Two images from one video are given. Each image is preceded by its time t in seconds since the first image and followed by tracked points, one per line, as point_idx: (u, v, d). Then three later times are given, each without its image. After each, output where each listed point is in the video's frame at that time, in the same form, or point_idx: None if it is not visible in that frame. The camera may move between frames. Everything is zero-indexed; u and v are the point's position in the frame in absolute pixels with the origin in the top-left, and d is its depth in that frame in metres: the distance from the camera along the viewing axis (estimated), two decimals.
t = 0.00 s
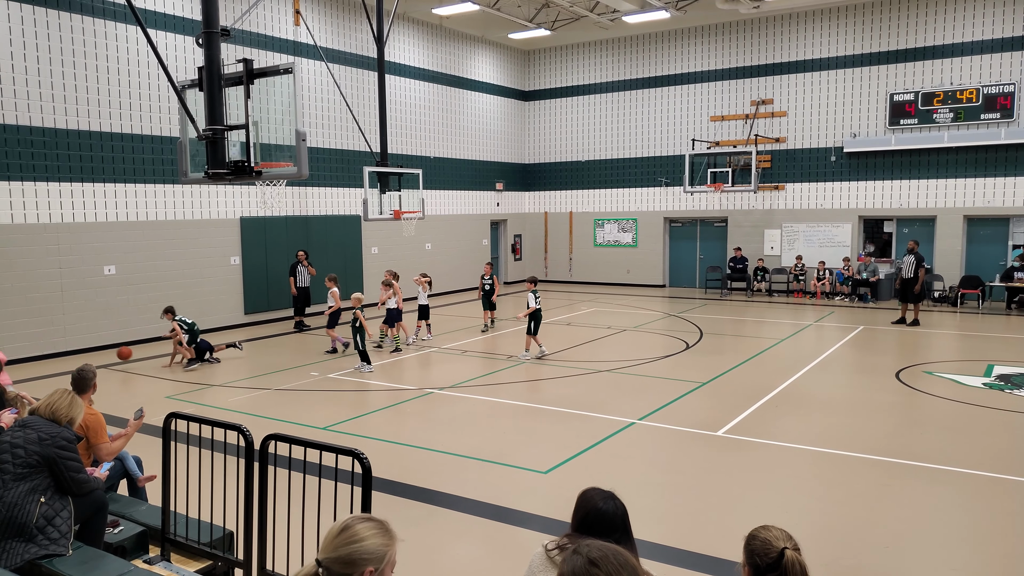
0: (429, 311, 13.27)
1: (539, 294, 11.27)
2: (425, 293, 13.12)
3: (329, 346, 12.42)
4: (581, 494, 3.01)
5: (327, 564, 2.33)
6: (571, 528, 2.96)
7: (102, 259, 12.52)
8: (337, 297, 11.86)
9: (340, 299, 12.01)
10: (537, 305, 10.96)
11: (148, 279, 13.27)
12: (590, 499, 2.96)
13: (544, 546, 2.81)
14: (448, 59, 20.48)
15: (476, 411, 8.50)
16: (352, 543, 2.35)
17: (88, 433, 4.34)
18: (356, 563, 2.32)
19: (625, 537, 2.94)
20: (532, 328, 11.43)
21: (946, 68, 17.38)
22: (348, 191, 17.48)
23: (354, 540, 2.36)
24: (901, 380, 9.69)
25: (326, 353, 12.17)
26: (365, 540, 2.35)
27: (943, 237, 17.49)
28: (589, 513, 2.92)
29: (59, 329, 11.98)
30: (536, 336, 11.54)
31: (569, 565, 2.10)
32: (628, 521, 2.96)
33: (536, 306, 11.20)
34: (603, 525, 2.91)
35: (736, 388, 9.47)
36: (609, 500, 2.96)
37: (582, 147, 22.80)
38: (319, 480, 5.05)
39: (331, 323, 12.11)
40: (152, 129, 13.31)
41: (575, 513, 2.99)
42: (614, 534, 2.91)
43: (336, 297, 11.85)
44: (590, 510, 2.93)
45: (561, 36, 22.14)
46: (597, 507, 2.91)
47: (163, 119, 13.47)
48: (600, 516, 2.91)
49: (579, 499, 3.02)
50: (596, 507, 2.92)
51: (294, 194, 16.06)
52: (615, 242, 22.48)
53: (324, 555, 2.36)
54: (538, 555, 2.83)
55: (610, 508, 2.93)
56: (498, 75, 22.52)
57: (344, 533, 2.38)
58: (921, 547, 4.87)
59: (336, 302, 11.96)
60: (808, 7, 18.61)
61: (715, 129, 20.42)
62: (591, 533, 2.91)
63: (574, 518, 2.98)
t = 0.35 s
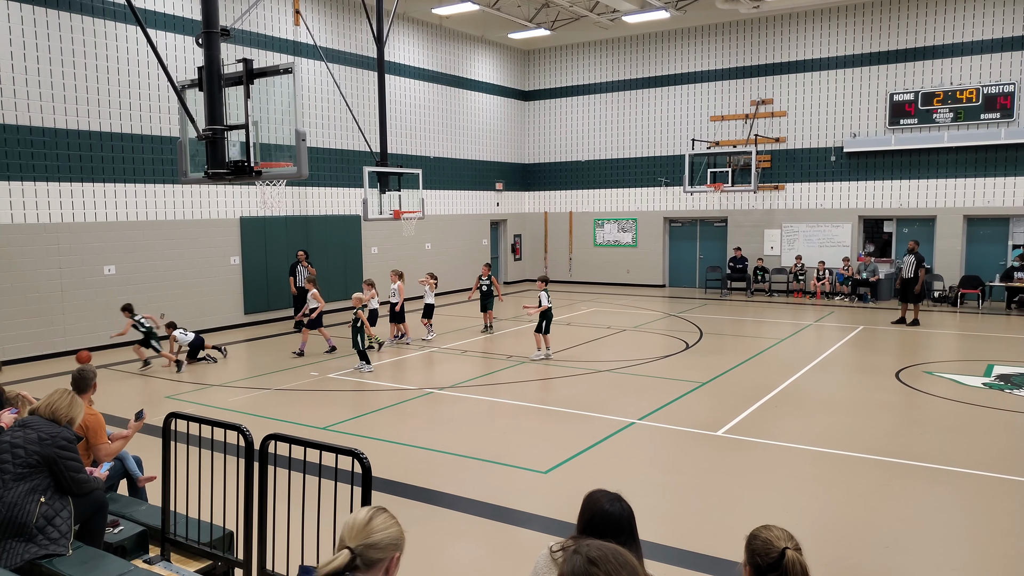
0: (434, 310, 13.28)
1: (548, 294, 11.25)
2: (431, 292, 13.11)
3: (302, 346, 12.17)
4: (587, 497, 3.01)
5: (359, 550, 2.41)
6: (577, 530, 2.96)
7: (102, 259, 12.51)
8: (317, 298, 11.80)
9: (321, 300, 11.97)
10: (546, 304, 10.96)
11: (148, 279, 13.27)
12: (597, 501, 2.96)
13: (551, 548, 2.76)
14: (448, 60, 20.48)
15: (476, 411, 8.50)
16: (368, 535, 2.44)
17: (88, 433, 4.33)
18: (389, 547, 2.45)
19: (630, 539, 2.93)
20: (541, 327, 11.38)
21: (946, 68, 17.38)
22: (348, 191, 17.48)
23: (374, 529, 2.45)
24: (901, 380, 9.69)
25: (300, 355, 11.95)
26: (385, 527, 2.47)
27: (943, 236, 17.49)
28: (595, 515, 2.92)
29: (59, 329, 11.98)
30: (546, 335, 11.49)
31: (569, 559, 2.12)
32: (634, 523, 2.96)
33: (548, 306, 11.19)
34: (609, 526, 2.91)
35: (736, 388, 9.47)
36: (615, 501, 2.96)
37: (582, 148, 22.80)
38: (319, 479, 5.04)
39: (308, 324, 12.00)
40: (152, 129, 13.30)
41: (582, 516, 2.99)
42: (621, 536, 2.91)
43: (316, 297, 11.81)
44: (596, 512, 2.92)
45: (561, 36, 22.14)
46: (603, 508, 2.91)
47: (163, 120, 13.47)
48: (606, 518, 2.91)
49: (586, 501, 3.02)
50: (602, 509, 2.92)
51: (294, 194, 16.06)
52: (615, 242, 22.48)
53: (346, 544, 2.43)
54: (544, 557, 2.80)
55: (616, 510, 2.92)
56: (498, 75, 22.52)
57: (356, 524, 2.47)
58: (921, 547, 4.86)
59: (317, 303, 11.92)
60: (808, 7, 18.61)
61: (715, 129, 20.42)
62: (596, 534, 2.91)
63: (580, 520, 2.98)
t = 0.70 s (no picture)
0: (444, 312, 13.25)
1: (558, 295, 11.20)
2: (439, 295, 13.04)
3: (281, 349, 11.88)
4: (592, 497, 3.00)
5: (363, 532, 2.59)
6: (581, 531, 2.96)
7: (102, 259, 12.51)
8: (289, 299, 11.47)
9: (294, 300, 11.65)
10: (556, 305, 10.94)
11: (148, 279, 13.26)
12: (601, 503, 2.95)
13: (553, 550, 2.75)
14: (448, 59, 20.47)
15: (476, 411, 8.50)
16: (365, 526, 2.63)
17: (87, 433, 4.33)
18: (385, 534, 2.66)
19: (635, 541, 2.93)
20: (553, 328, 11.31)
21: (946, 68, 17.38)
22: (348, 191, 17.49)
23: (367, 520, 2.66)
24: (901, 380, 9.69)
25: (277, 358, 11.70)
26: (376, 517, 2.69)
27: (943, 236, 17.49)
28: (600, 516, 2.91)
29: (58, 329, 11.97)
30: (559, 337, 11.40)
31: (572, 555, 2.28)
32: (638, 525, 2.96)
33: (557, 307, 11.17)
34: (614, 528, 2.91)
35: (736, 388, 9.47)
36: (620, 504, 2.95)
37: (582, 148, 22.80)
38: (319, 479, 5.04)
39: (283, 326, 11.67)
40: (152, 129, 13.30)
41: (586, 517, 2.98)
42: (625, 538, 2.91)
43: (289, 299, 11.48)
44: (601, 513, 2.92)
45: (561, 36, 22.14)
46: (609, 510, 2.91)
47: (163, 120, 13.47)
48: (611, 519, 2.90)
49: (590, 503, 3.02)
50: (606, 511, 2.91)
51: (294, 195, 16.06)
52: (615, 242, 22.48)
53: (345, 528, 2.62)
54: (549, 558, 2.78)
55: (622, 512, 2.92)
56: (498, 75, 22.52)
57: (349, 516, 2.68)
58: (921, 547, 4.87)
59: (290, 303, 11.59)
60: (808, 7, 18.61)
61: (715, 129, 20.41)
62: (601, 535, 2.91)
63: (584, 522, 2.98)
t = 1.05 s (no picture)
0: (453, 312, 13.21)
1: (565, 295, 11.20)
2: (447, 294, 13.03)
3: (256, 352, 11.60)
4: (593, 497, 3.01)
5: (382, 530, 2.54)
6: (582, 530, 2.96)
7: (102, 259, 12.52)
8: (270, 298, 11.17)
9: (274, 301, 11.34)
10: (562, 305, 10.96)
11: (148, 279, 13.26)
12: (601, 503, 2.96)
13: (554, 549, 2.76)
14: (448, 59, 20.48)
15: (476, 411, 8.50)
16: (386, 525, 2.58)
17: (87, 433, 4.33)
18: (406, 531, 2.61)
19: (637, 542, 2.93)
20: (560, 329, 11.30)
21: (946, 68, 17.38)
22: (348, 191, 17.49)
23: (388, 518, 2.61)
24: (901, 380, 9.69)
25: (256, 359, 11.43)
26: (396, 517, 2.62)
27: (943, 236, 17.49)
28: (600, 516, 2.91)
29: (58, 329, 11.98)
30: (566, 336, 11.40)
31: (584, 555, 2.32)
32: (640, 526, 2.96)
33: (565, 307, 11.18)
34: (615, 527, 2.91)
35: (736, 388, 9.48)
36: (621, 504, 2.96)
37: (582, 147, 22.80)
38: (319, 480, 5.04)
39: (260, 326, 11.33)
40: (152, 129, 13.30)
41: (586, 517, 2.99)
42: (627, 538, 2.91)
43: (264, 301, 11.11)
44: (601, 514, 2.92)
45: (561, 36, 22.14)
46: (609, 510, 2.91)
47: (163, 120, 13.48)
48: (611, 519, 2.90)
49: (591, 503, 3.02)
50: (607, 511, 2.91)
51: (294, 195, 16.06)
52: (615, 242, 22.48)
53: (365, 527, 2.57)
54: (549, 557, 2.78)
55: (622, 512, 2.93)
56: (498, 74, 22.52)
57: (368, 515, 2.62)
58: (921, 547, 4.87)
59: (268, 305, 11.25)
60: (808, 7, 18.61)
61: (715, 129, 20.42)
62: (602, 535, 2.91)
63: (585, 523, 2.98)
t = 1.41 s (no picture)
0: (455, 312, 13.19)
1: (568, 295, 11.20)
2: (450, 293, 13.03)
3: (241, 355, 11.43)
4: (594, 498, 3.00)
5: (440, 566, 2.37)
6: (583, 530, 2.96)
7: (102, 259, 12.51)
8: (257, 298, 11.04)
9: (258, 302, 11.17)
10: (565, 305, 10.96)
11: (148, 279, 13.26)
12: (603, 504, 2.95)
13: (555, 549, 2.76)
14: (448, 59, 20.48)
15: (476, 412, 8.49)
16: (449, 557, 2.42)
17: (86, 434, 4.32)
18: None
19: (638, 542, 2.92)
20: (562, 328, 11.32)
21: (946, 68, 17.38)
22: (348, 191, 17.48)
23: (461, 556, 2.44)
24: (902, 380, 9.68)
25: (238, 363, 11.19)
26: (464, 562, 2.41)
27: (943, 236, 17.49)
28: (601, 516, 2.92)
29: (58, 329, 11.97)
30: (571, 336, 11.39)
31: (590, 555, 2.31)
32: (642, 527, 2.94)
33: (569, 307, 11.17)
34: (616, 528, 2.90)
35: (737, 388, 9.47)
36: (622, 504, 2.95)
37: (582, 147, 22.80)
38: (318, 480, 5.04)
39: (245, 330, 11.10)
40: (152, 129, 13.30)
41: (588, 516, 2.99)
42: (628, 538, 2.90)
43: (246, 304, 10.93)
44: (602, 514, 2.92)
45: (561, 36, 22.14)
46: (610, 511, 2.91)
47: (163, 120, 13.47)
48: (612, 520, 2.90)
49: (593, 503, 3.02)
50: (608, 511, 2.91)
51: (294, 195, 16.05)
52: (615, 242, 22.48)
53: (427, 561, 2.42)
54: (550, 557, 2.78)
55: (623, 513, 2.92)
56: (498, 74, 22.52)
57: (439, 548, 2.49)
58: (922, 548, 4.86)
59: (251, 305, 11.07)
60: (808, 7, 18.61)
61: (715, 129, 20.42)
62: (603, 535, 2.91)
63: (586, 523, 2.98)
